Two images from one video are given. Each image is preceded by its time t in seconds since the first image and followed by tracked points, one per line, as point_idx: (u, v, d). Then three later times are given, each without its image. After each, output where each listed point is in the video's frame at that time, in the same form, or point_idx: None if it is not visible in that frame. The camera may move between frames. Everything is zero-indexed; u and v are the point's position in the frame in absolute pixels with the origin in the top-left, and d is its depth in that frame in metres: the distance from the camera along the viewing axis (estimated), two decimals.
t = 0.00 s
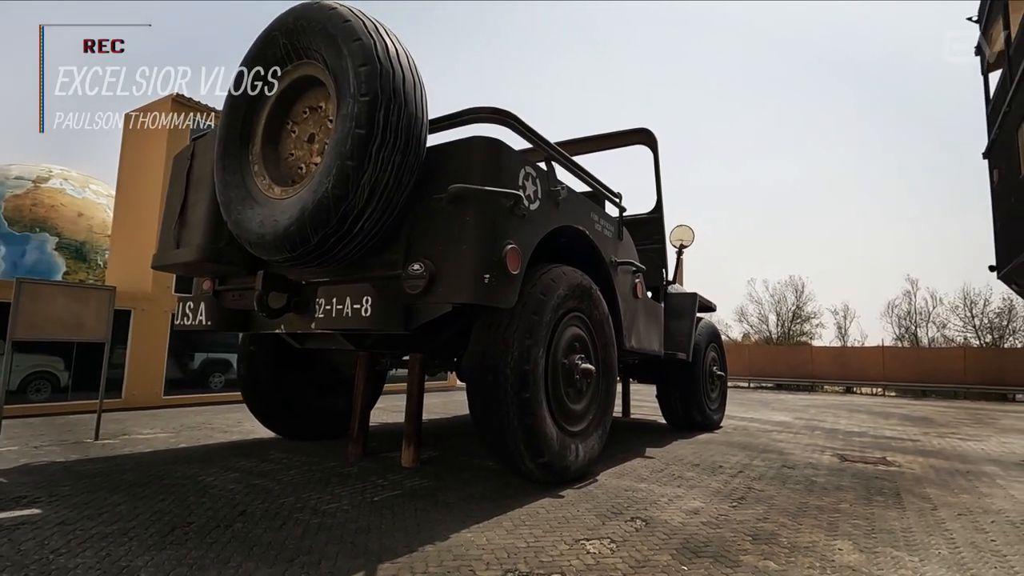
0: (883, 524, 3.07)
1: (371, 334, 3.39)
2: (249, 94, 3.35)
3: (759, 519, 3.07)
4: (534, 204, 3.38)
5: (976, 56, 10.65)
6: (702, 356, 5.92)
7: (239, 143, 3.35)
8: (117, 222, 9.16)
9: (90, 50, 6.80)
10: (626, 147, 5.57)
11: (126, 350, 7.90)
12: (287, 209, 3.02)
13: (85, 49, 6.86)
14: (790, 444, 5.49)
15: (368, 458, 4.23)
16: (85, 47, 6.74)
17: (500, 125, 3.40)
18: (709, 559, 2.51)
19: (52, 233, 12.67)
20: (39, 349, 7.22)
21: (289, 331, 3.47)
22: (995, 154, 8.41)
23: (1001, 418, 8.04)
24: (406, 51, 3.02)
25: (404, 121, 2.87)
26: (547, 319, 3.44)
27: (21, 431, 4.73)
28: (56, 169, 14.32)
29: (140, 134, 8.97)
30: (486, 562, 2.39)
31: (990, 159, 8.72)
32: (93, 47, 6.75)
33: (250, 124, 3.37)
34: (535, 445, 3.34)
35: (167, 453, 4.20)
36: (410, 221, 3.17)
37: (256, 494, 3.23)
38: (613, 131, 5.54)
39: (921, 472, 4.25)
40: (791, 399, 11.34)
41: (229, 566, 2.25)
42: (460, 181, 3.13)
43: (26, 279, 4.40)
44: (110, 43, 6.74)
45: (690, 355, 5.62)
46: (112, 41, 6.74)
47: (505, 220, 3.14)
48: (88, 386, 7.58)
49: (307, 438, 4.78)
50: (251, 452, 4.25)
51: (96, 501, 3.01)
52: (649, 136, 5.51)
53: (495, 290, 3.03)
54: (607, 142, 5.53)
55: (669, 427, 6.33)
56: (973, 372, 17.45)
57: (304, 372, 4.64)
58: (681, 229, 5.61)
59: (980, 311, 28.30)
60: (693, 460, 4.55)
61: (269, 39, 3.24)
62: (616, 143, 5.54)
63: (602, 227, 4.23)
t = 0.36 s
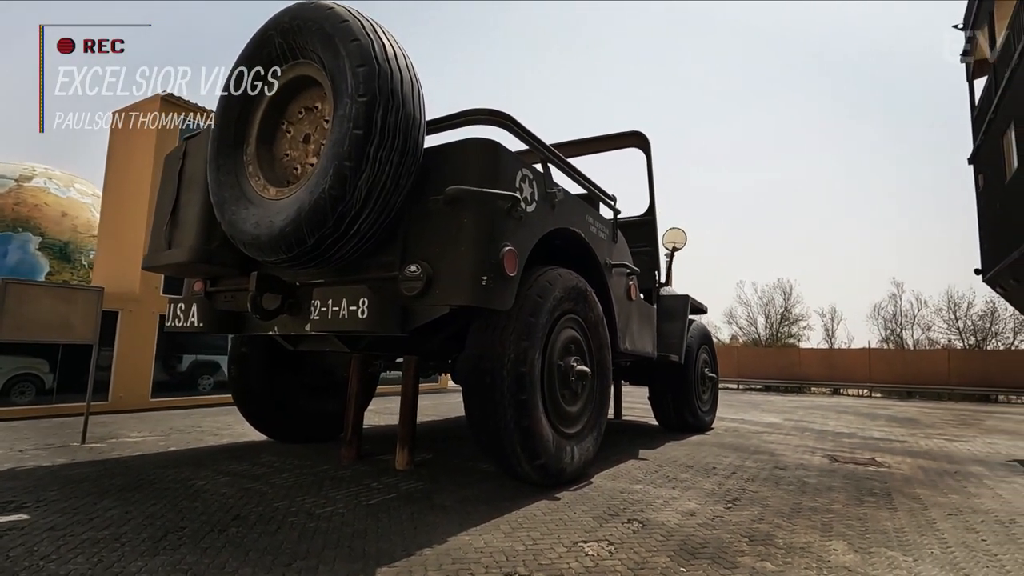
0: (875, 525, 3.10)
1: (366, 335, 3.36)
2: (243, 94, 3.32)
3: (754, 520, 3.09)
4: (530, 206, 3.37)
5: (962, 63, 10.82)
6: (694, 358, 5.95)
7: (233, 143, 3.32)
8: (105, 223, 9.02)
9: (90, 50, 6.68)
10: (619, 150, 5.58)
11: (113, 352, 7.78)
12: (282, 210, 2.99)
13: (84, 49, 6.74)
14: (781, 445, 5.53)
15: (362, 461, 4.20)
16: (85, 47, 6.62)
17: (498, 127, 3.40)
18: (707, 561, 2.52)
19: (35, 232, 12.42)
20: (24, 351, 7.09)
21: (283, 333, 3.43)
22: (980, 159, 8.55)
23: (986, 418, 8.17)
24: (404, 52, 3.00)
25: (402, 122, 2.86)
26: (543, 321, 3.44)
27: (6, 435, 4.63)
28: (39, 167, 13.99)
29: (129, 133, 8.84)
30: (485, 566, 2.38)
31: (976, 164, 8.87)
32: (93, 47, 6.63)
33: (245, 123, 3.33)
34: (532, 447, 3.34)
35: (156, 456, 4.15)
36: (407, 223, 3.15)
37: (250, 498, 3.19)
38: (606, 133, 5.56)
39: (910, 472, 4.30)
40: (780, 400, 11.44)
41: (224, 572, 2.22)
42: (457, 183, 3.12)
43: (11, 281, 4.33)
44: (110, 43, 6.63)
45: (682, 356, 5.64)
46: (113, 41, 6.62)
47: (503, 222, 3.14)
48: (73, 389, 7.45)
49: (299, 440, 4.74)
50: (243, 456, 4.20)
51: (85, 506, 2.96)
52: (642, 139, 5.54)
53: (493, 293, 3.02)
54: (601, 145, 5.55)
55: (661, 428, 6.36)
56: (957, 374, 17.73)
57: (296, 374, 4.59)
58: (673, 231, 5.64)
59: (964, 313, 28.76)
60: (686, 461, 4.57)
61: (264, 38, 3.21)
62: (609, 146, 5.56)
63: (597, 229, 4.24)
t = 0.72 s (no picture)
0: (868, 525, 3.13)
1: (361, 337, 3.33)
2: (237, 92, 3.28)
3: (750, 521, 3.11)
4: (527, 207, 3.37)
5: (947, 70, 11.00)
6: (685, 359, 5.97)
7: (227, 141, 3.28)
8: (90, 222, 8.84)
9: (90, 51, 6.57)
10: (612, 151, 5.60)
11: (99, 354, 7.66)
12: (277, 209, 2.96)
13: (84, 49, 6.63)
14: (772, 446, 5.57)
15: (354, 463, 4.16)
16: (85, 46, 6.51)
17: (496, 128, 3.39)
18: (706, 562, 2.53)
19: (17, 232, 12.20)
20: (6, 352, 6.94)
21: (277, 334, 3.39)
22: (966, 164, 8.69)
23: (970, 419, 8.30)
24: (402, 52, 2.98)
25: (400, 122, 2.84)
26: (539, 323, 3.43)
27: None
28: (21, 165, 13.73)
29: (116, 133, 8.68)
30: (485, 569, 2.37)
31: (961, 168, 9.01)
32: (93, 48, 6.51)
33: (238, 122, 3.29)
34: (528, 449, 3.33)
35: (144, 460, 4.08)
36: (403, 223, 3.13)
37: (243, 502, 3.15)
38: (599, 135, 5.57)
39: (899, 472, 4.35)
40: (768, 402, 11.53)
41: None
42: (455, 184, 3.11)
43: None
44: (110, 43, 6.51)
45: (675, 358, 5.66)
46: (113, 41, 6.51)
47: (500, 223, 3.12)
48: (57, 391, 7.31)
49: (289, 442, 4.68)
50: (234, 459, 4.14)
51: (73, 510, 2.90)
52: (635, 141, 5.56)
53: (490, 294, 3.01)
54: (594, 147, 5.56)
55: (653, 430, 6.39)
56: (940, 375, 18.01)
57: (287, 376, 4.54)
58: (665, 233, 5.66)
59: (946, 315, 29.24)
60: (679, 462, 4.59)
61: (259, 36, 3.18)
62: (601, 148, 5.57)
63: (592, 230, 4.24)
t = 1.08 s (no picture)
0: (862, 524, 3.16)
1: (356, 338, 3.29)
2: (229, 89, 3.23)
3: (746, 521, 3.12)
4: (524, 207, 3.35)
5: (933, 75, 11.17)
6: (677, 360, 6.00)
7: (219, 139, 3.23)
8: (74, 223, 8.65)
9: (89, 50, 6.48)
10: (605, 153, 5.61)
11: (82, 356, 7.52)
12: (272, 208, 2.91)
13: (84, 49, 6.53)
14: (762, 446, 5.61)
15: (347, 466, 4.12)
16: (86, 46, 6.40)
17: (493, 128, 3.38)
18: (705, 563, 2.53)
19: None
20: None
21: (270, 335, 3.34)
22: (951, 168, 8.82)
23: (953, 419, 8.44)
24: (399, 50, 2.95)
25: (398, 121, 2.81)
26: (535, 324, 3.42)
27: None
28: None
29: (104, 133, 8.51)
30: (485, 572, 2.34)
31: (947, 172, 9.14)
32: (92, 47, 6.40)
33: (231, 119, 3.24)
34: (524, 451, 3.32)
35: (132, 463, 3.99)
36: (400, 223, 3.10)
37: (235, 506, 3.09)
38: (592, 137, 5.57)
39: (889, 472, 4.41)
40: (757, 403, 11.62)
41: None
42: (452, 184, 3.08)
43: None
44: (110, 43, 6.40)
45: (666, 359, 5.68)
46: (114, 41, 6.40)
47: (498, 224, 3.11)
48: (38, 394, 7.15)
49: (281, 445, 4.62)
50: (224, 462, 4.08)
51: (60, 516, 2.83)
52: (628, 143, 5.57)
53: (488, 295, 2.99)
54: (587, 148, 5.56)
55: (644, 431, 6.40)
56: (923, 376, 18.30)
57: (278, 377, 4.48)
58: (657, 235, 5.67)
59: (929, 316, 29.73)
60: (672, 463, 4.60)
61: (253, 32, 3.13)
62: (594, 150, 5.57)
63: (587, 231, 4.24)
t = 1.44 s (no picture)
0: (855, 524, 3.19)
1: (351, 340, 3.26)
2: (222, 88, 3.18)
3: (741, 522, 3.14)
4: (521, 208, 3.34)
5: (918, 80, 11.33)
6: (668, 361, 6.02)
7: (212, 138, 3.18)
8: (58, 224, 8.46)
9: (89, 50, 6.39)
10: (598, 154, 5.61)
11: (66, 357, 7.37)
12: (266, 209, 2.87)
13: (85, 49, 6.42)
14: (752, 446, 5.66)
15: (340, 468, 4.08)
16: (86, 47, 6.31)
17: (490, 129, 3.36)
18: (704, 565, 2.54)
19: None
20: None
21: (263, 337, 3.30)
22: (937, 172, 8.96)
23: (937, 418, 8.58)
24: (397, 50, 2.92)
25: (396, 121, 2.78)
26: (531, 326, 3.41)
27: None
28: None
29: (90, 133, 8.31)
30: None
31: (932, 175, 9.28)
32: (92, 48, 6.31)
33: (223, 118, 3.19)
34: (520, 453, 3.31)
35: (119, 467, 3.92)
36: (396, 224, 3.08)
37: (228, 510, 3.04)
38: (585, 138, 5.58)
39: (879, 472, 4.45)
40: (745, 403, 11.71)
41: None
42: (449, 185, 3.06)
43: None
44: (110, 43, 6.30)
45: (658, 360, 5.70)
46: (113, 41, 6.32)
47: (495, 225, 3.09)
48: (20, 396, 7.00)
49: (273, 447, 4.56)
50: (215, 465, 4.02)
51: (48, 522, 2.76)
52: (621, 145, 5.59)
53: (485, 296, 2.97)
54: (580, 149, 5.56)
55: (636, 431, 6.43)
56: (906, 376, 18.58)
57: (269, 380, 4.42)
58: (649, 236, 5.70)
59: (911, 317, 30.20)
60: (664, 464, 4.62)
61: (246, 30, 3.09)
62: (587, 151, 5.58)
63: (581, 233, 4.24)
